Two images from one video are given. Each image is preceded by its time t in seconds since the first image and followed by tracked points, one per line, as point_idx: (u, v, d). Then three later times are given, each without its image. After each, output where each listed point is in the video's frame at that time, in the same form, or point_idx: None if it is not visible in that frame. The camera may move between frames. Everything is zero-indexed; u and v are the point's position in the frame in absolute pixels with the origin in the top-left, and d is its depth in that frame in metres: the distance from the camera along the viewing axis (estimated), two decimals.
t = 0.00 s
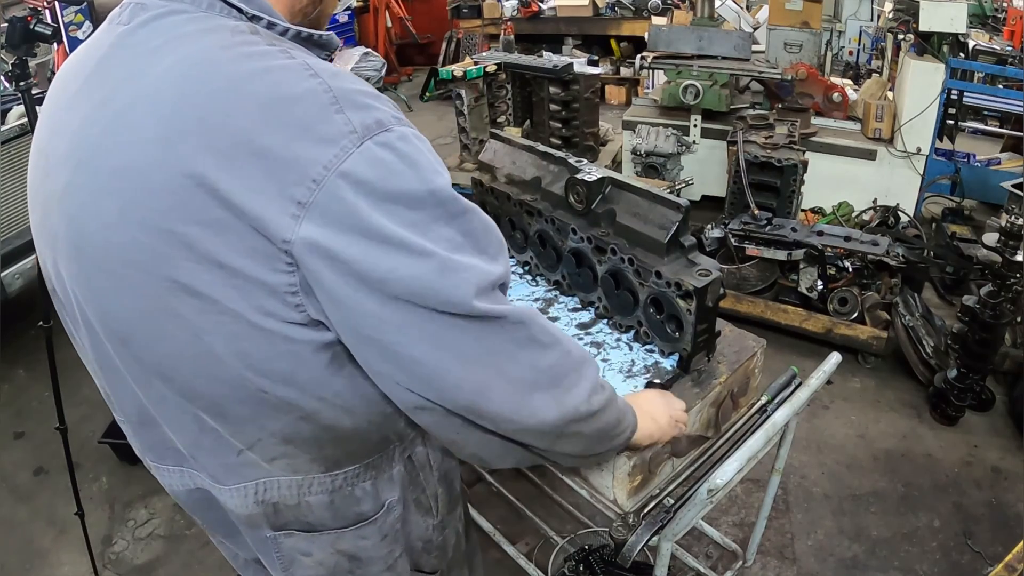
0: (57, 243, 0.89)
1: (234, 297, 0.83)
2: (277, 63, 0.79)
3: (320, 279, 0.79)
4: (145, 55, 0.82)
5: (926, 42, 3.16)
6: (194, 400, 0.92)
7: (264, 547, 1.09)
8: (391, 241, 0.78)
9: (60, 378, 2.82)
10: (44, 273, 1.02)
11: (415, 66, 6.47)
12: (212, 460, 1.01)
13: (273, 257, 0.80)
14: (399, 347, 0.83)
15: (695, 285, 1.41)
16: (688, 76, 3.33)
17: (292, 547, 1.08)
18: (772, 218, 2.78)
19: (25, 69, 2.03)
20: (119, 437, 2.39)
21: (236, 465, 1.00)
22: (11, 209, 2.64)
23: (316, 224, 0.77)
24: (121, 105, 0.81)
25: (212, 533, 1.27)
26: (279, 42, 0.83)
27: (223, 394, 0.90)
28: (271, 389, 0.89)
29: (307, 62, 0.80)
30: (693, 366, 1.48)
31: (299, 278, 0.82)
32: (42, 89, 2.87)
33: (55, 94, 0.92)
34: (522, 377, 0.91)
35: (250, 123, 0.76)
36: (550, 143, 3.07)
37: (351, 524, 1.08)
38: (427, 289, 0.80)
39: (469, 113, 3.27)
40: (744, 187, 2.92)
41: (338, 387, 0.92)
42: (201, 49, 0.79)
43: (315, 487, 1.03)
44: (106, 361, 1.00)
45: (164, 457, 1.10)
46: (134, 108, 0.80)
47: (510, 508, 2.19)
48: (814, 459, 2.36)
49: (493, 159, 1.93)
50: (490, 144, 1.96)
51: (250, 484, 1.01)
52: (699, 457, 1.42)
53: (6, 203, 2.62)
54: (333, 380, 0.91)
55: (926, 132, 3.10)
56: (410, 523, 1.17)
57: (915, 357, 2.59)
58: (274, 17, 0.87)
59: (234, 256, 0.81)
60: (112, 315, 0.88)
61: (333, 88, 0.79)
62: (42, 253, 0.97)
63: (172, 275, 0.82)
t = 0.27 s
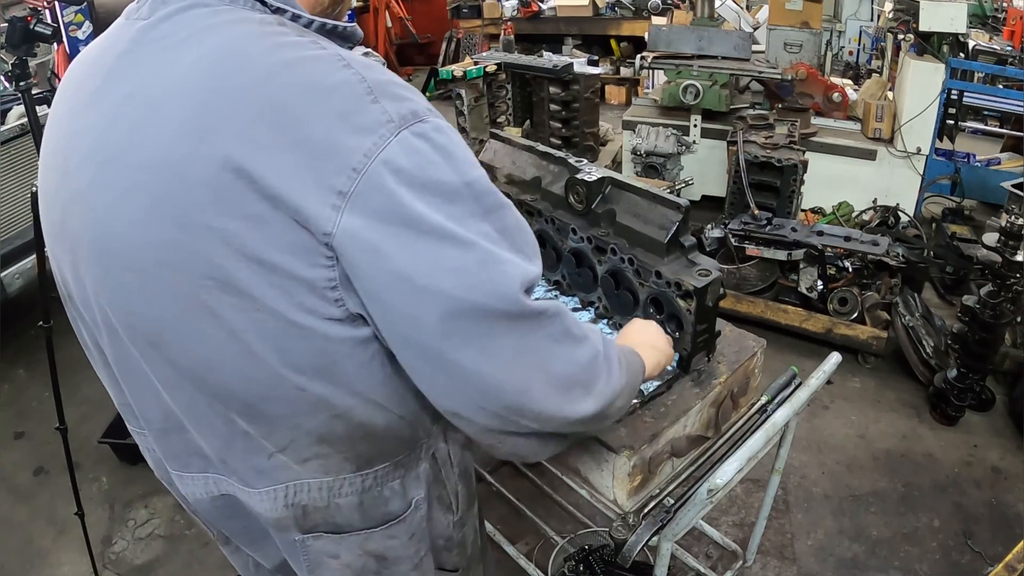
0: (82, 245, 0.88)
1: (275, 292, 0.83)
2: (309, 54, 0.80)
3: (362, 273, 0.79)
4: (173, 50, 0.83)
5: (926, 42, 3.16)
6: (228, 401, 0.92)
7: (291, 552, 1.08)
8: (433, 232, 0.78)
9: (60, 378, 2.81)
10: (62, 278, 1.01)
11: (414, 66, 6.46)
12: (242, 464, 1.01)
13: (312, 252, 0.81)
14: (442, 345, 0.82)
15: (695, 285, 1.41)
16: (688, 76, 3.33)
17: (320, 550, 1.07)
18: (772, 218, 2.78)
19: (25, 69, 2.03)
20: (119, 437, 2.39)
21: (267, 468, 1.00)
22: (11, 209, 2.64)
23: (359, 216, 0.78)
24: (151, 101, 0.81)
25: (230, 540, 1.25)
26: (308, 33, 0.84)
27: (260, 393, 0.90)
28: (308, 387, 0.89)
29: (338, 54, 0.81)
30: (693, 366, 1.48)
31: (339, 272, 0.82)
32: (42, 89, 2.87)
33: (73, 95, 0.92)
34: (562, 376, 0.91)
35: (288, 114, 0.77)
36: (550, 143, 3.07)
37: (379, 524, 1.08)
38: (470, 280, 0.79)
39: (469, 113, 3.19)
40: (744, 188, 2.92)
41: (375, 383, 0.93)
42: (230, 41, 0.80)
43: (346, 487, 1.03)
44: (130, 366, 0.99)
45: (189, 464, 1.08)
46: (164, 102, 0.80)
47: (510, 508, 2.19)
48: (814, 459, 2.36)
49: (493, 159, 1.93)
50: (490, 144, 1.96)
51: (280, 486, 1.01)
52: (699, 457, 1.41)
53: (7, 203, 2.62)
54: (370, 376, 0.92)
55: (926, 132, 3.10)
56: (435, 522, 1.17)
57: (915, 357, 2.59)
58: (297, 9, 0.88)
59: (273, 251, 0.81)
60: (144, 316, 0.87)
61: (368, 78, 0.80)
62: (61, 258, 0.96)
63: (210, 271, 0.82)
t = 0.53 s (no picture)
0: (106, 244, 0.87)
1: (312, 287, 0.83)
2: (339, 44, 0.80)
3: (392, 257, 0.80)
4: (196, 43, 0.82)
5: (926, 42, 3.16)
6: (260, 400, 0.92)
7: (317, 552, 1.09)
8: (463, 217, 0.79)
9: (60, 378, 2.81)
10: (79, 281, 1.00)
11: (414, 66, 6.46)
12: (271, 466, 1.01)
13: (351, 242, 0.82)
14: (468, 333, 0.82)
15: (695, 285, 1.41)
16: (688, 76, 3.33)
17: (347, 550, 1.09)
18: (772, 218, 2.78)
19: (25, 69, 2.03)
20: (119, 437, 2.39)
21: (296, 468, 1.01)
22: (12, 209, 2.64)
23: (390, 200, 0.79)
24: (177, 94, 0.81)
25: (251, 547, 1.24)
26: (332, 23, 0.84)
27: (294, 391, 0.90)
28: (342, 382, 0.90)
29: (366, 42, 0.82)
30: (693, 366, 1.48)
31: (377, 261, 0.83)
32: (41, 88, 2.87)
33: (88, 94, 0.91)
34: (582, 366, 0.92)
35: (323, 102, 0.78)
36: (550, 143, 3.07)
37: (405, 521, 1.09)
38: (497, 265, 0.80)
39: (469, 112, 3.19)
40: (744, 188, 2.92)
41: (406, 375, 0.93)
42: (257, 33, 0.80)
43: (372, 485, 1.04)
44: (152, 369, 0.98)
45: (213, 471, 1.07)
46: (192, 95, 0.80)
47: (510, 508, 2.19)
48: (814, 459, 2.36)
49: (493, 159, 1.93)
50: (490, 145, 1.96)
51: (309, 486, 1.02)
52: (699, 457, 1.41)
53: (8, 203, 2.62)
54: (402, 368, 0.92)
55: (926, 132, 3.10)
56: (457, 516, 1.19)
57: (915, 357, 2.59)
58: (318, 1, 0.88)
59: (310, 243, 0.81)
60: (174, 315, 0.87)
61: (398, 65, 0.81)
62: (80, 261, 0.95)
63: (245, 267, 0.82)
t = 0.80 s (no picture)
0: (109, 244, 0.89)
1: (314, 288, 0.87)
2: (341, 47, 0.85)
3: (419, 253, 0.84)
4: (198, 45, 0.85)
5: (926, 42, 3.16)
6: (261, 402, 0.94)
7: (319, 554, 1.09)
8: (486, 207, 0.85)
9: (60, 379, 2.81)
10: (82, 284, 1.02)
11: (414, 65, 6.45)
12: (273, 467, 1.02)
13: (353, 245, 0.86)
14: (500, 314, 0.89)
15: (695, 285, 1.41)
16: (688, 76, 3.33)
17: (349, 551, 1.09)
18: (772, 218, 2.78)
19: (25, 69, 2.04)
20: (118, 437, 2.39)
21: (298, 468, 1.01)
22: (12, 209, 2.65)
23: (411, 196, 0.83)
24: (182, 96, 0.84)
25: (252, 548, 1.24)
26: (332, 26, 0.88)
27: (297, 392, 0.92)
28: (344, 383, 0.92)
29: (367, 45, 0.86)
30: (693, 366, 1.48)
31: (379, 266, 0.87)
32: (41, 88, 2.87)
33: (89, 97, 0.92)
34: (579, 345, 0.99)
35: (328, 105, 0.82)
36: (550, 143, 3.07)
37: (406, 520, 1.11)
38: (523, 246, 0.87)
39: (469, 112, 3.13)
40: (744, 188, 2.92)
41: (407, 377, 0.96)
42: (260, 36, 0.84)
43: (374, 484, 1.06)
44: (152, 369, 0.99)
45: (216, 471, 1.07)
46: (196, 97, 0.83)
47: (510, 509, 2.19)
48: (814, 459, 2.35)
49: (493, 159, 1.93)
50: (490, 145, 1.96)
51: (311, 487, 1.03)
52: (698, 457, 1.41)
53: (8, 203, 2.62)
54: (403, 368, 0.95)
55: (926, 132, 3.10)
56: (458, 515, 1.23)
57: (915, 357, 2.59)
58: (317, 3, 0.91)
59: (314, 245, 0.85)
60: (177, 315, 0.89)
61: (398, 70, 0.86)
62: (82, 265, 0.96)
63: (248, 268, 0.85)
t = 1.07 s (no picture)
0: (102, 243, 0.90)
1: (306, 281, 0.88)
2: (329, 43, 0.87)
3: (412, 238, 0.87)
4: (188, 45, 0.87)
5: (926, 42, 3.16)
6: (254, 397, 0.95)
7: (312, 549, 1.11)
8: (470, 190, 0.89)
9: (60, 378, 2.82)
10: (75, 284, 1.02)
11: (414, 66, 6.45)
12: (267, 463, 1.02)
13: (346, 239, 0.88)
14: (491, 292, 0.92)
15: (695, 285, 1.41)
16: (688, 76, 3.33)
17: (342, 547, 1.11)
18: (772, 218, 2.78)
19: (25, 69, 2.04)
20: (118, 437, 2.38)
21: (290, 465, 1.02)
22: (12, 209, 2.65)
23: (401, 184, 0.87)
24: (173, 95, 0.85)
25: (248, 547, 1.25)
26: (321, 24, 0.90)
27: (289, 386, 0.93)
28: (336, 376, 0.94)
29: (354, 41, 0.89)
30: (693, 366, 1.48)
31: (370, 257, 0.89)
32: (42, 88, 2.87)
33: (81, 98, 0.94)
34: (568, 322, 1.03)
35: (316, 100, 0.84)
36: (550, 143, 3.07)
37: (398, 515, 1.12)
38: (509, 225, 0.91)
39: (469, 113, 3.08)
40: (744, 188, 2.92)
41: (398, 369, 0.98)
42: (249, 34, 0.86)
43: (365, 480, 1.06)
44: (145, 368, 1.00)
45: (208, 469, 1.07)
46: (187, 94, 0.84)
47: (510, 508, 2.19)
48: (814, 459, 2.36)
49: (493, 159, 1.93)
50: (490, 145, 1.96)
51: (303, 484, 1.03)
52: (699, 458, 1.42)
53: (8, 203, 2.63)
54: (394, 361, 0.97)
55: (926, 132, 3.10)
56: (449, 512, 1.23)
57: (915, 357, 2.59)
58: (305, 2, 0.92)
59: (306, 238, 0.87)
60: (170, 311, 0.90)
61: (385, 64, 0.89)
62: (75, 264, 0.97)
63: (241, 262, 0.86)
